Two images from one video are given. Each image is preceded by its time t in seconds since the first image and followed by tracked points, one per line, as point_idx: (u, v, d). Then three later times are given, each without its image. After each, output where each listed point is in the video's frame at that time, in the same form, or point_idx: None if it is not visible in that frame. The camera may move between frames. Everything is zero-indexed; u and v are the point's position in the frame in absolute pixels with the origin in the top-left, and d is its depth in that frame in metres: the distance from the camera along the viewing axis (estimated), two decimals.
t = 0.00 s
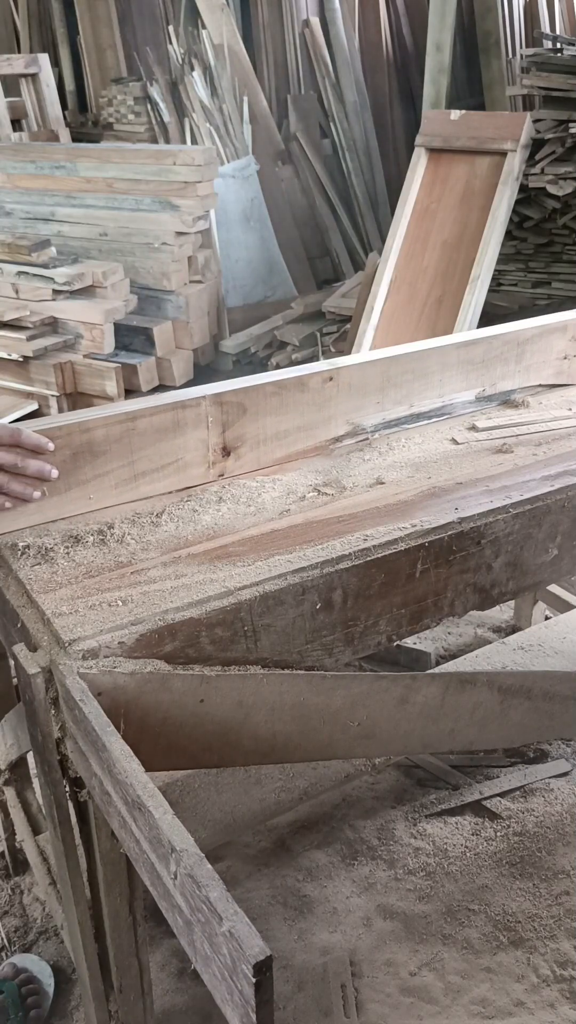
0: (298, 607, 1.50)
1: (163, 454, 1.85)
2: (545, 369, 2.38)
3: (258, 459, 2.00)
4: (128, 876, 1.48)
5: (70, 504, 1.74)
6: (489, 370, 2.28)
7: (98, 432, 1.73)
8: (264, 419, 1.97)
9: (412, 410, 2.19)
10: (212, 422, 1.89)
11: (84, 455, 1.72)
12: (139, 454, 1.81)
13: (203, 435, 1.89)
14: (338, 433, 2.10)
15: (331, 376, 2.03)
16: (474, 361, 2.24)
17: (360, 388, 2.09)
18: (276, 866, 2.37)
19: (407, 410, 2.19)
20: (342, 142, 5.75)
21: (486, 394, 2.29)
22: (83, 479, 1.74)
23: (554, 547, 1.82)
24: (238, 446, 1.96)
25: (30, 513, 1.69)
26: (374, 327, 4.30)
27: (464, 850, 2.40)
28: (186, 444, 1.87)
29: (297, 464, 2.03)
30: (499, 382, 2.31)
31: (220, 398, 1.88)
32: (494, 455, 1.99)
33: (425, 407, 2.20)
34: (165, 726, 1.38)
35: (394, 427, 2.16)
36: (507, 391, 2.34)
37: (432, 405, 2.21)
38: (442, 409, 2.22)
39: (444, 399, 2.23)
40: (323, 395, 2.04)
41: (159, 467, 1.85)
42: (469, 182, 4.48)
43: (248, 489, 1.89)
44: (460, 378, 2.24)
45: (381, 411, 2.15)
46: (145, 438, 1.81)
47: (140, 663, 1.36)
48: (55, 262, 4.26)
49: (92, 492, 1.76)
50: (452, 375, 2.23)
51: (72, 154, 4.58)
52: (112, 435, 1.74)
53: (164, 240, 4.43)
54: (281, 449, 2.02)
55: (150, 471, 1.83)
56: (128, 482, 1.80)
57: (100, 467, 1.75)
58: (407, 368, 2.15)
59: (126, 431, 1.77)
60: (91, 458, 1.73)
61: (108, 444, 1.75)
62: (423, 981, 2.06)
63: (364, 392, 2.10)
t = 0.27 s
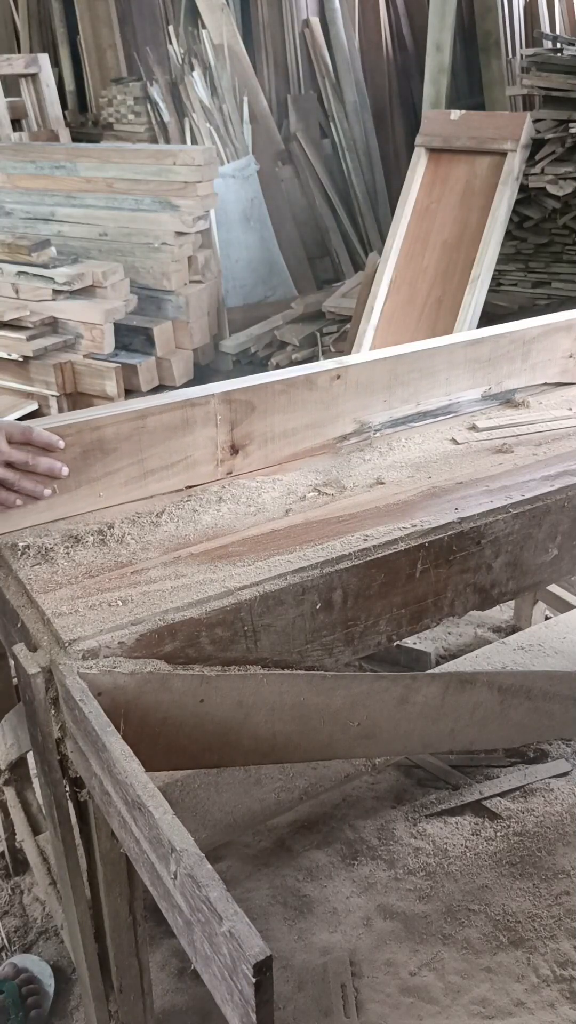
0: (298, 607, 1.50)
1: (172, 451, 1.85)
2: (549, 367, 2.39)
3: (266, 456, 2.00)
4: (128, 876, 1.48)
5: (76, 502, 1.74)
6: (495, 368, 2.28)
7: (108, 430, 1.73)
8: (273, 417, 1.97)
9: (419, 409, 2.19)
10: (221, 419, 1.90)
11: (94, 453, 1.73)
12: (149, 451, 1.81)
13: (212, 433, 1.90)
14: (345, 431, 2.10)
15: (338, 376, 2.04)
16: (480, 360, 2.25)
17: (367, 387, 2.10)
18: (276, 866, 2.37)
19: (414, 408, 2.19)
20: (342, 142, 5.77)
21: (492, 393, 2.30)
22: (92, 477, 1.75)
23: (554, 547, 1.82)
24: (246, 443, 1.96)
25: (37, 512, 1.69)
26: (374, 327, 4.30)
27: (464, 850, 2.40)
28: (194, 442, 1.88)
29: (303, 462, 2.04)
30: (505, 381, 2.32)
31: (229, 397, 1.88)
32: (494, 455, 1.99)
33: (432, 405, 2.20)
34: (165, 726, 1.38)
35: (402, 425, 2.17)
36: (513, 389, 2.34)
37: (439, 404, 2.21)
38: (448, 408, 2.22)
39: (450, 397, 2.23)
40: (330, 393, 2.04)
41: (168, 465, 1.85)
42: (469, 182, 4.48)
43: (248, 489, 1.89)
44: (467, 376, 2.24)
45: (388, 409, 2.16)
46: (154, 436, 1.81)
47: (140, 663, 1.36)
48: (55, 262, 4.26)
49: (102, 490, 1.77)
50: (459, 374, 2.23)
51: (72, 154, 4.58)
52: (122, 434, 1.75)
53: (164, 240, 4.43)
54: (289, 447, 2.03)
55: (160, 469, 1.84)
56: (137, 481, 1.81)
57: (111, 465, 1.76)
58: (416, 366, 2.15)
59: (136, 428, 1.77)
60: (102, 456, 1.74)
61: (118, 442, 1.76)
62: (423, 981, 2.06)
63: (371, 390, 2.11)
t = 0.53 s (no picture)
0: (297, 607, 1.50)
1: (182, 450, 1.87)
2: (556, 367, 2.42)
3: (275, 454, 2.02)
4: (128, 875, 1.48)
5: (78, 502, 1.75)
6: (502, 366, 2.30)
7: (120, 426, 1.76)
8: (282, 414, 1.99)
9: (427, 407, 2.19)
10: (231, 417, 1.92)
11: (106, 451, 1.76)
12: (160, 448, 1.84)
13: (223, 431, 1.92)
14: (352, 428, 2.12)
15: (347, 375, 2.06)
16: (487, 358, 2.27)
17: (375, 385, 2.12)
18: (276, 866, 2.37)
19: (422, 406, 2.20)
20: (342, 142, 5.76)
21: (499, 391, 2.32)
22: (103, 473, 1.77)
23: (554, 547, 1.82)
24: (256, 441, 1.98)
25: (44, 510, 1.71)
26: (374, 327, 4.30)
27: (464, 850, 2.40)
28: (206, 440, 1.90)
29: (311, 459, 2.05)
30: (512, 379, 2.34)
31: (239, 395, 1.91)
32: (494, 455, 1.99)
33: (439, 403, 2.22)
34: (165, 726, 1.38)
35: (410, 422, 2.17)
36: (520, 387, 2.36)
37: (447, 401, 2.23)
38: (455, 405, 2.23)
39: (457, 395, 2.24)
40: (339, 391, 2.07)
41: (179, 463, 1.88)
42: (469, 182, 4.48)
43: (248, 489, 1.89)
44: (474, 375, 2.27)
45: (396, 407, 2.17)
46: (165, 434, 1.84)
47: (140, 663, 1.36)
48: (55, 262, 4.26)
49: (113, 488, 1.79)
50: (466, 372, 2.25)
51: (72, 154, 4.57)
52: (133, 431, 1.78)
53: (164, 240, 4.44)
54: (299, 444, 2.05)
55: (170, 467, 1.86)
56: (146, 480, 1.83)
57: (121, 461, 1.79)
58: (424, 364, 2.17)
59: (147, 426, 1.80)
60: (113, 452, 1.77)
61: (130, 440, 1.78)
62: (423, 981, 2.06)
63: (379, 388, 2.13)
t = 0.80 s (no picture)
0: (297, 607, 1.50)
1: (191, 448, 1.89)
2: (561, 366, 2.44)
3: (283, 452, 2.04)
4: (128, 875, 1.48)
5: (79, 501, 1.75)
6: (508, 364, 2.33)
7: (130, 425, 1.78)
8: (291, 412, 2.02)
9: (434, 404, 2.23)
10: (239, 416, 1.94)
11: (116, 449, 1.78)
12: (169, 448, 1.86)
13: (231, 429, 1.94)
14: (360, 426, 2.15)
15: (355, 373, 2.09)
16: (493, 356, 2.30)
17: (382, 383, 2.15)
18: (276, 866, 2.37)
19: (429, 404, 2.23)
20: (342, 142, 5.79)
21: (506, 389, 2.34)
22: (114, 471, 1.79)
23: (555, 547, 1.82)
24: (264, 439, 2.00)
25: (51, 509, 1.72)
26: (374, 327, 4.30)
27: (464, 850, 2.40)
28: (214, 438, 1.92)
29: (318, 457, 2.07)
30: (518, 377, 2.37)
31: (247, 393, 1.93)
32: (494, 455, 1.99)
33: (446, 401, 2.25)
34: (165, 726, 1.38)
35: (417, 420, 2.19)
36: (525, 386, 2.39)
37: (453, 399, 2.26)
38: (462, 404, 2.26)
39: (463, 394, 2.27)
40: (347, 389, 2.10)
41: (188, 462, 1.90)
42: (469, 182, 4.48)
43: (248, 489, 1.89)
44: (480, 373, 2.30)
45: (403, 405, 2.20)
46: (174, 432, 1.86)
47: (140, 663, 1.36)
48: (55, 262, 4.26)
49: (122, 486, 1.81)
50: (473, 370, 2.29)
51: (72, 153, 4.57)
52: (142, 429, 1.80)
53: (164, 240, 4.44)
54: (306, 442, 2.07)
55: (179, 465, 1.88)
56: (154, 478, 1.85)
57: (131, 460, 1.81)
58: (430, 362, 2.20)
59: (156, 424, 1.82)
60: (123, 450, 1.79)
61: (139, 438, 1.81)
62: (423, 981, 2.06)
63: (386, 387, 2.16)
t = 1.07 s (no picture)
0: (297, 607, 1.50)
1: (198, 445, 1.90)
2: (566, 365, 2.45)
3: (290, 450, 2.04)
4: (128, 875, 1.48)
5: (80, 503, 1.75)
6: (514, 363, 2.34)
7: (137, 423, 1.79)
8: (297, 411, 2.02)
9: (439, 403, 2.23)
10: (247, 414, 1.95)
11: (124, 447, 1.78)
12: (176, 447, 1.87)
13: (238, 427, 1.95)
14: (367, 424, 2.15)
15: (361, 372, 2.09)
16: (499, 355, 2.30)
17: (389, 381, 2.14)
18: (276, 866, 2.37)
19: (434, 403, 2.23)
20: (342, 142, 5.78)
21: (511, 388, 2.35)
22: (124, 469, 1.79)
23: (554, 547, 1.82)
24: (271, 438, 2.01)
25: (56, 506, 1.72)
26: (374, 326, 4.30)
27: (464, 850, 2.40)
28: (221, 436, 1.93)
29: (327, 454, 2.08)
30: (523, 376, 2.37)
31: (254, 391, 1.94)
32: (494, 455, 1.99)
33: (451, 400, 2.25)
34: (165, 726, 1.38)
35: (423, 419, 2.20)
36: (530, 385, 2.39)
37: (459, 398, 2.26)
38: (466, 403, 2.26)
39: (469, 392, 2.27)
40: (353, 388, 2.09)
41: (194, 461, 1.90)
42: (469, 182, 4.48)
43: (248, 489, 1.89)
44: (486, 372, 2.30)
45: (409, 404, 2.20)
46: (181, 431, 1.87)
47: (140, 663, 1.36)
48: (55, 262, 4.26)
49: (130, 485, 1.82)
50: (479, 369, 2.28)
51: (72, 153, 4.57)
52: (150, 427, 1.81)
53: (164, 241, 4.44)
54: (313, 441, 2.07)
55: (187, 465, 1.89)
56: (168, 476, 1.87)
57: (139, 459, 1.81)
58: (437, 361, 2.20)
59: (163, 423, 1.83)
60: (130, 449, 1.79)
61: (147, 435, 1.81)
62: (423, 981, 2.06)
63: (393, 386, 2.16)
